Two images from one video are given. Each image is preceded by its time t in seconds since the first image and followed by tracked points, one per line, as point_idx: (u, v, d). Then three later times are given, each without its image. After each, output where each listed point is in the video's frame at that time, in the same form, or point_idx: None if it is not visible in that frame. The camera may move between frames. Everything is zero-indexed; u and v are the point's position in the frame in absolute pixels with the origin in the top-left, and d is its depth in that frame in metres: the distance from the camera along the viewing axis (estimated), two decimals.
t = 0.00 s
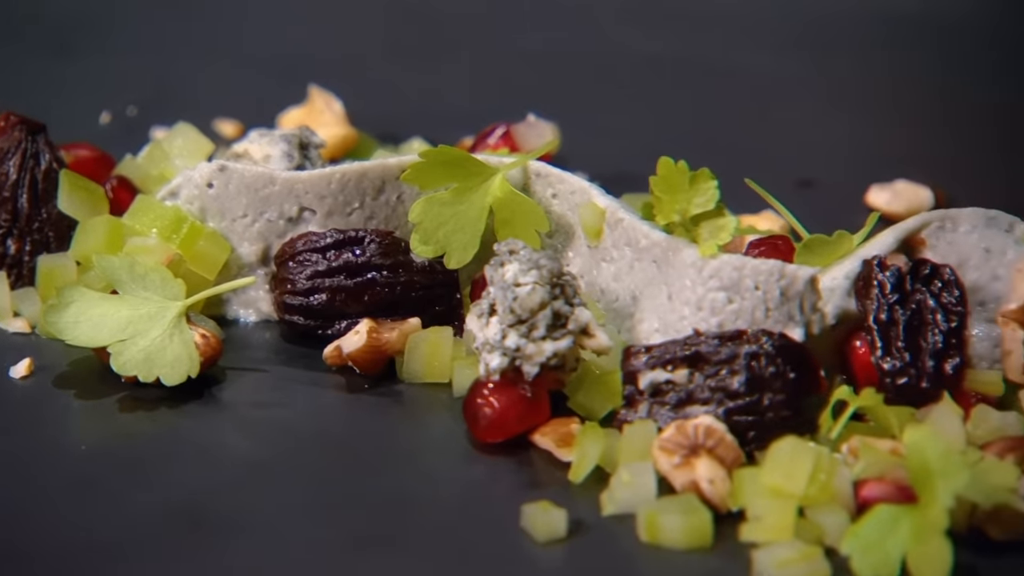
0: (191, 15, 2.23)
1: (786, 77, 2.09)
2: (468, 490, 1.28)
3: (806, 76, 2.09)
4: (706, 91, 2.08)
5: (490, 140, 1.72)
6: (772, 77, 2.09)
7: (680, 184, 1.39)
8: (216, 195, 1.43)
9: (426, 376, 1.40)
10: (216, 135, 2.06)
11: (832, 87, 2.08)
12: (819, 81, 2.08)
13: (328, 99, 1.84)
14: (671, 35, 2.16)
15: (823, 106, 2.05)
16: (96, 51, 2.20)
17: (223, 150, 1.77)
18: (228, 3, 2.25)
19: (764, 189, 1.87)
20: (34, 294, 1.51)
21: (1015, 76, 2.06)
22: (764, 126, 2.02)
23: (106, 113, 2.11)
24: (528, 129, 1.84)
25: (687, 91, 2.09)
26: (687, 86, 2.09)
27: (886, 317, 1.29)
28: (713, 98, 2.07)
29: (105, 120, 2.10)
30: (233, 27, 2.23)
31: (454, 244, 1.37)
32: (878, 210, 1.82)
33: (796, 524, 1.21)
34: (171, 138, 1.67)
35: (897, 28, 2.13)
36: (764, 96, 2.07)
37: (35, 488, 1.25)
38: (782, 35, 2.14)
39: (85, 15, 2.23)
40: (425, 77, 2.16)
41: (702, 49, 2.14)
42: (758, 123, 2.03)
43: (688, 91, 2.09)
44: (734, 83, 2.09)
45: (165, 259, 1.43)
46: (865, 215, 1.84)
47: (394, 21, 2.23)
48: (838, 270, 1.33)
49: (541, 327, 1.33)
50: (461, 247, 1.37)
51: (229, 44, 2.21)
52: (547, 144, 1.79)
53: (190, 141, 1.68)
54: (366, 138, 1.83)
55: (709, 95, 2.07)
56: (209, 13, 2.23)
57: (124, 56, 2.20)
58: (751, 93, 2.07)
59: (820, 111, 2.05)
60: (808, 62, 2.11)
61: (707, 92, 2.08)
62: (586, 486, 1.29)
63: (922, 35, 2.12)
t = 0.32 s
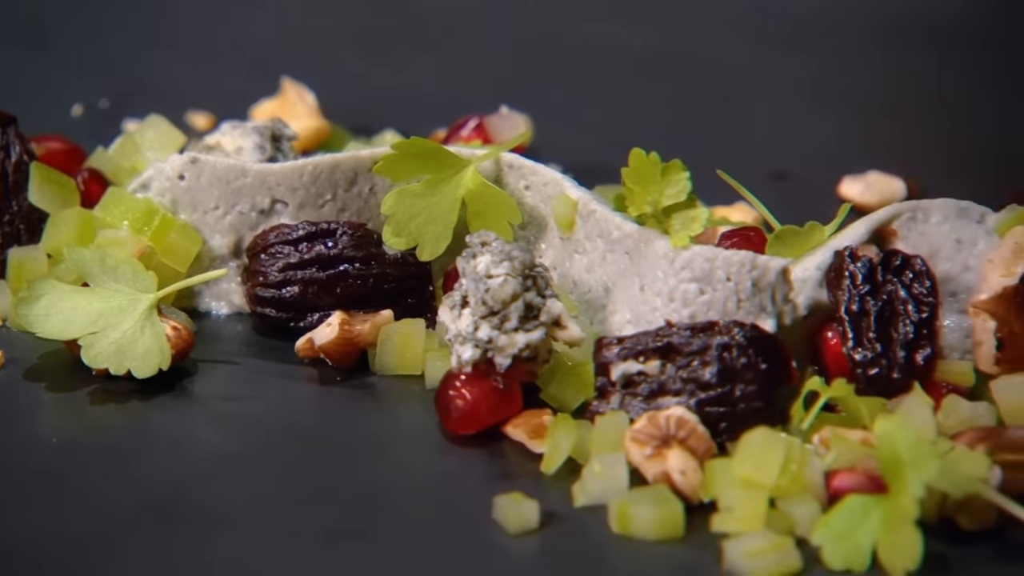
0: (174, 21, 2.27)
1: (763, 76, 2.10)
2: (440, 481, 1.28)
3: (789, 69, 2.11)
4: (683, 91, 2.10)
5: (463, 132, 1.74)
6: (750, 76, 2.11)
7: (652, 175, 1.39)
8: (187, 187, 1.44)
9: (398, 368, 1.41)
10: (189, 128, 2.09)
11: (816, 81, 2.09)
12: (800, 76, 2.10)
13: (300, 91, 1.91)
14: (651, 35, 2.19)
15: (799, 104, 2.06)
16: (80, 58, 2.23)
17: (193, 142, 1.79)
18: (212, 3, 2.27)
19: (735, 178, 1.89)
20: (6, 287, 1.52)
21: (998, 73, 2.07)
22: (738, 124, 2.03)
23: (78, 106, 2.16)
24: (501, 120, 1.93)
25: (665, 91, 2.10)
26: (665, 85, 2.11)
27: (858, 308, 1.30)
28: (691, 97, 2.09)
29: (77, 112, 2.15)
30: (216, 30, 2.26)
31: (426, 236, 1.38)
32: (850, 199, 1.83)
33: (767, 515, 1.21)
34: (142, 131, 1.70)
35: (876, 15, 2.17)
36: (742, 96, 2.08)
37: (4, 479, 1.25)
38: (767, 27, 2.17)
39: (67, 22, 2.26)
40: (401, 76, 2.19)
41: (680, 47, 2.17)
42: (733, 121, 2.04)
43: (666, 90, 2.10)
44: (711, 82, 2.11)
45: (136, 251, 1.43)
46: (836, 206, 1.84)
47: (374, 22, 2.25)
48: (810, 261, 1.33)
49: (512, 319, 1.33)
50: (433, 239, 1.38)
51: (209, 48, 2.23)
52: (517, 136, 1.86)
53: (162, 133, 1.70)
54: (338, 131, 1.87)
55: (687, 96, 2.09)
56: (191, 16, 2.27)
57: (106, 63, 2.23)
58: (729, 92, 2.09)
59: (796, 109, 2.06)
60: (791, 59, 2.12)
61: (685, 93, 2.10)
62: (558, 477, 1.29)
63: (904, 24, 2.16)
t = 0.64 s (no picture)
0: (156, 21, 2.29)
1: (740, 73, 2.11)
2: (408, 472, 1.28)
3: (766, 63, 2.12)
4: (661, 90, 2.11)
5: (432, 124, 1.76)
6: (727, 73, 2.12)
7: (620, 166, 1.39)
8: (155, 178, 1.46)
9: (367, 360, 1.41)
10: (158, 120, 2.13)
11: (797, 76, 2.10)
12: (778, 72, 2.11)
13: (268, 84, 1.94)
14: (632, 31, 2.20)
15: (775, 101, 2.07)
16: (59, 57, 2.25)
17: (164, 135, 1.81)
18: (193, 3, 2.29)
19: (704, 170, 1.93)
20: None
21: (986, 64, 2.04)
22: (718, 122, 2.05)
23: (47, 98, 2.19)
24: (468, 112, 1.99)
25: (643, 89, 2.12)
26: (643, 83, 2.13)
27: (825, 299, 1.30)
28: (668, 95, 2.10)
29: (46, 105, 2.18)
30: (200, 29, 2.28)
31: (395, 228, 1.37)
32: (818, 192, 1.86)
33: (734, 505, 1.21)
34: (110, 123, 1.73)
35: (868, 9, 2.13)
36: (719, 94, 2.09)
37: None
38: (750, 27, 2.15)
39: (51, 21, 2.28)
40: (390, 73, 2.23)
41: (659, 44, 2.18)
42: (712, 119, 2.06)
43: (643, 88, 2.12)
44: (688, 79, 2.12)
45: (103, 243, 1.44)
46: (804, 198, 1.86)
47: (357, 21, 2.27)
48: (778, 253, 1.33)
49: (480, 311, 1.32)
50: (402, 230, 1.37)
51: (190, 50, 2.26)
52: (488, 126, 1.91)
53: (129, 124, 1.73)
54: (306, 122, 1.89)
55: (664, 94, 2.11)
56: (175, 16, 2.29)
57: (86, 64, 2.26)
58: (705, 90, 2.10)
59: (772, 105, 2.07)
60: (771, 51, 2.12)
61: (662, 91, 2.11)
62: (526, 469, 1.29)
63: (898, 21, 2.11)
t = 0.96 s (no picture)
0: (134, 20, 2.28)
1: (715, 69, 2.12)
2: (378, 467, 1.27)
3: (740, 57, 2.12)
4: (636, 87, 2.12)
5: (405, 117, 1.84)
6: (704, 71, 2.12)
7: (591, 159, 1.38)
8: (125, 173, 1.47)
9: (338, 354, 1.41)
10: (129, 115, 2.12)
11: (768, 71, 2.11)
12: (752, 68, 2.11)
13: (240, 77, 1.95)
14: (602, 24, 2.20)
15: (754, 98, 2.08)
16: (35, 55, 2.24)
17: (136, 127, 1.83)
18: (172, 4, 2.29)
19: (673, 163, 1.94)
20: None
21: (958, 60, 2.03)
22: (694, 117, 2.06)
23: (17, 93, 2.20)
24: (441, 108, 1.95)
25: (618, 86, 2.12)
26: (619, 80, 2.13)
27: (796, 292, 1.30)
28: (644, 94, 2.11)
29: (16, 100, 2.19)
30: (172, 27, 2.28)
31: (367, 222, 1.38)
32: (788, 183, 1.85)
33: (704, 498, 1.20)
34: (81, 117, 1.74)
35: None
36: (695, 91, 2.10)
37: None
38: (729, 25, 2.15)
39: (20, 19, 2.26)
40: (363, 71, 2.23)
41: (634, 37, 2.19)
42: (687, 116, 2.06)
43: (619, 85, 2.12)
44: (665, 77, 2.13)
45: (73, 238, 1.44)
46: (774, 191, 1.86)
47: (332, 21, 2.27)
48: (748, 246, 1.34)
49: (451, 304, 1.32)
50: (374, 225, 1.38)
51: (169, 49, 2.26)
52: (458, 120, 1.92)
53: (99, 119, 1.74)
54: (276, 117, 1.92)
55: (638, 91, 2.11)
56: (148, 14, 2.29)
57: (62, 60, 2.25)
58: (682, 87, 2.11)
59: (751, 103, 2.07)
60: (742, 46, 2.13)
61: (638, 88, 2.11)
62: (497, 462, 1.29)
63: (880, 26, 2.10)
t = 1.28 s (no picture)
0: (116, 21, 2.28)
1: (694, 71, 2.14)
2: (356, 463, 1.27)
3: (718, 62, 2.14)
4: (616, 84, 2.12)
5: (382, 114, 1.82)
6: (683, 71, 2.13)
7: (568, 155, 1.37)
8: (101, 169, 1.47)
9: (315, 351, 1.41)
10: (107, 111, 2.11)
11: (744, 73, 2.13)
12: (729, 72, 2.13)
13: (218, 74, 1.96)
14: (583, 25, 2.22)
15: (738, 97, 2.08)
16: (18, 53, 2.24)
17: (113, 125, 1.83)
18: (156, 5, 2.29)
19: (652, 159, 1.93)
20: None
21: (946, 64, 2.08)
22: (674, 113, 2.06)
23: None
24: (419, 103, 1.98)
25: (598, 82, 2.12)
26: (599, 77, 2.13)
27: (772, 288, 1.30)
28: (625, 91, 2.11)
29: None
30: (151, 27, 2.28)
31: (343, 218, 1.37)
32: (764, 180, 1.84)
33: (681, 494, 1.20)
34: (57, 115, 1.73)
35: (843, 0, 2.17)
36: (674, 90, 2.10)
37: None
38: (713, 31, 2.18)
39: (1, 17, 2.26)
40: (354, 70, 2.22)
41: (613, 36, 2.20)
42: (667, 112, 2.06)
43: (599, 82, 2.12)
44: (646, 76, 2.13)
45: (49, 235, 1.45)
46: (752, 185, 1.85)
47: (318, 22, 2.28)
48: (725, 242, 1.33)
49: (428, 301, 1.32)
50: (350, 221, 1.37)
51: (152, 48, 2.26)
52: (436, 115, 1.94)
53: (76, 117, 1.74)
54: (254, 113, 1.91)
55: (619, 88, 2.11)
56: (127, 15, 2.29)
57: (44, 58, 2.24)
58: (662, 86, 2.11)
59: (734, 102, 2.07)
60: (728, 47, 2.15)
61: (618, 86, 2.11)
62: (474, 459, 1.29)
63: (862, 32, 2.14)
